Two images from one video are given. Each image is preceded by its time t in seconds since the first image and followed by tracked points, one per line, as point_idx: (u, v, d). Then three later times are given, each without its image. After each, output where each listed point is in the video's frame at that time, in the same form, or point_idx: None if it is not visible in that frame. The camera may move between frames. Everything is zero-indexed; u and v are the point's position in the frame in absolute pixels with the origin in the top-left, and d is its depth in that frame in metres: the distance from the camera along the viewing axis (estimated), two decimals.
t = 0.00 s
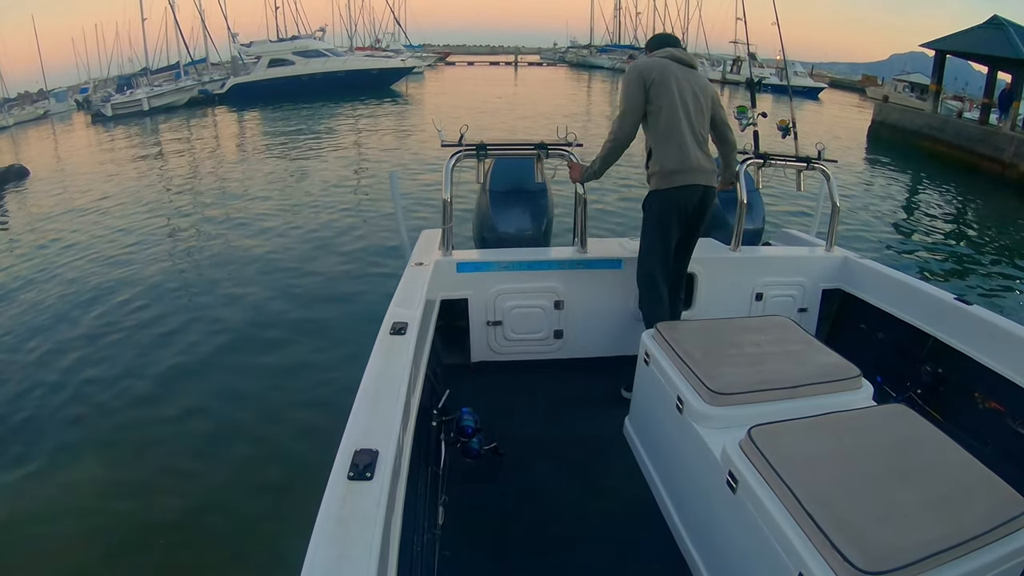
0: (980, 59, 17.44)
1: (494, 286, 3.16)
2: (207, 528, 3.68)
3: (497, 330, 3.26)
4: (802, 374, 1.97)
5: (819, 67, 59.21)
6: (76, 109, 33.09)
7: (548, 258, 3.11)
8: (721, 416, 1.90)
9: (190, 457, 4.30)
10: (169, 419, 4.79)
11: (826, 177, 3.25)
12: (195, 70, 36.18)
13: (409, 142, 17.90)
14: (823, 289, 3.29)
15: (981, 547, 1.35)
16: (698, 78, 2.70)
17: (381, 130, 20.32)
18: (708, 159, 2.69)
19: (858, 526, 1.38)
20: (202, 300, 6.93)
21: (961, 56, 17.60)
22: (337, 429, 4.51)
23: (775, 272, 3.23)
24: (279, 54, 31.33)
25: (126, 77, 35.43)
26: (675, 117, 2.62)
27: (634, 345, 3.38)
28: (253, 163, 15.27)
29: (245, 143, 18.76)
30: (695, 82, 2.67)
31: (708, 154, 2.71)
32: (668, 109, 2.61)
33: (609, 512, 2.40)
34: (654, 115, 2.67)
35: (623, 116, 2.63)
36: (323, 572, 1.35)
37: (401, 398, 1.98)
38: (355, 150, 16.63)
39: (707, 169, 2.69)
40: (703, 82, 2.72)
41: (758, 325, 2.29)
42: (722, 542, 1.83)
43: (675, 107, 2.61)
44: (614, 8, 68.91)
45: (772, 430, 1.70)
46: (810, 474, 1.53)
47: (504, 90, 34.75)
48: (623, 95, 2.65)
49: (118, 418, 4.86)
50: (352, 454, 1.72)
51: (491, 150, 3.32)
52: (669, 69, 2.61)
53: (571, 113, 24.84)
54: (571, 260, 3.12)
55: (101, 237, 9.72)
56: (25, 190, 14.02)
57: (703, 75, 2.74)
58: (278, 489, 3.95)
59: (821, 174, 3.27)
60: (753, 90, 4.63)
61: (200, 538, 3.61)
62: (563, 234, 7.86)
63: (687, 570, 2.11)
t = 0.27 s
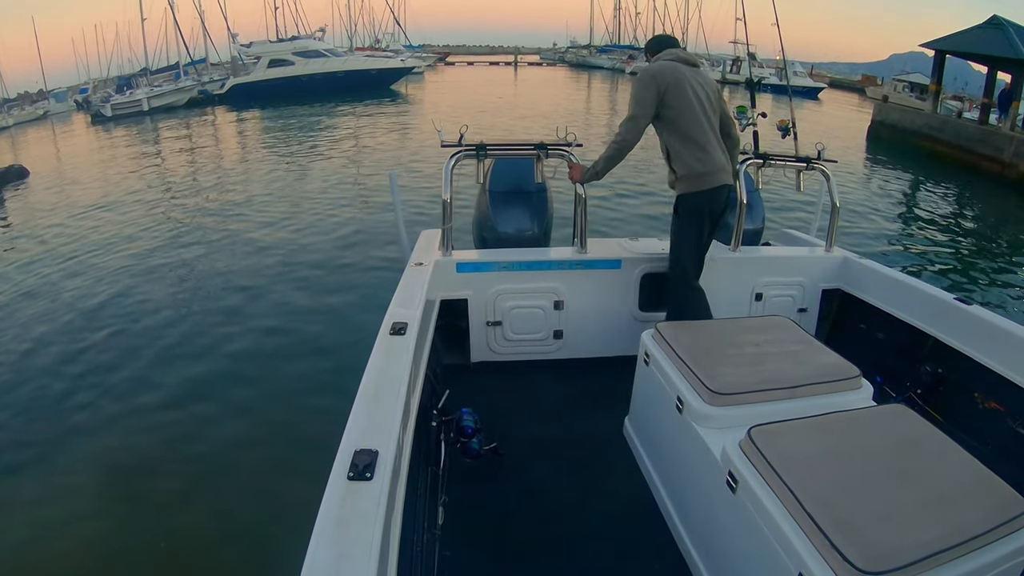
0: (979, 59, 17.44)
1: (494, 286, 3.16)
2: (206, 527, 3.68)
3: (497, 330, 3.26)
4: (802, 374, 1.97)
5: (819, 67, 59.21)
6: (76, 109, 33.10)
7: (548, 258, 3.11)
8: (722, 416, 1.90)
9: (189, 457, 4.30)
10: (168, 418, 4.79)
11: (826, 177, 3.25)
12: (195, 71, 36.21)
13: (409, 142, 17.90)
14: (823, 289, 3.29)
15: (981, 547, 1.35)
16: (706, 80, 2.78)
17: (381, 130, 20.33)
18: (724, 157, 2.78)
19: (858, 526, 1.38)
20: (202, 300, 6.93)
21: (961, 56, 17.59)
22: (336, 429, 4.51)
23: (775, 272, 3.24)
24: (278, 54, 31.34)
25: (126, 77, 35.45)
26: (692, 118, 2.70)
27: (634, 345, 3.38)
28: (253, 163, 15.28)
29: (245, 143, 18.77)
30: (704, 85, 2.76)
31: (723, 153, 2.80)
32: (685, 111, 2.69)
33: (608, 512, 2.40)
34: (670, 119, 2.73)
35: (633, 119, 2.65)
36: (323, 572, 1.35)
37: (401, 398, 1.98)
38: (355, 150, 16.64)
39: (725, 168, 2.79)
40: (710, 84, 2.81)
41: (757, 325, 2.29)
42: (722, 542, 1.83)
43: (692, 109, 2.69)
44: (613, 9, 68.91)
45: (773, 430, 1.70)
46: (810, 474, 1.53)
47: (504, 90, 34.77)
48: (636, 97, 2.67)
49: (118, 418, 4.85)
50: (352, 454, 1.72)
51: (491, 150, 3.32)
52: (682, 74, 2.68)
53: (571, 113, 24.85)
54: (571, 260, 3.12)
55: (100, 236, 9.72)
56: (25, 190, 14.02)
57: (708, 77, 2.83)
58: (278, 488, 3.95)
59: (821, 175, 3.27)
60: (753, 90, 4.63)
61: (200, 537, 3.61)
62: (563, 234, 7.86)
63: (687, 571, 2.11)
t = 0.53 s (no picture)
0: (980, 59, 17.43)
1: (495, 286, 3.16)
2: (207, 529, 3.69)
3: (497, 330, 3.26)
4: (802, 374, 1.97)
5: (819, 67, 59.16)
6: (77, 109, 33.10)
7: (548, 258, 3.12)
8: (721, 415, 1.90)
9: (190, 458, 4.31)
10: (168, 418, 4.79)
11: (826, 177, 3.25)
12: (195, 70, 36.21)
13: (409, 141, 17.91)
14: (823, 290, 3.29)
15: (981, 547, 1.35)
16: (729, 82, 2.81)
17: (381, 130, 20.33)
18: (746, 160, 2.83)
19: (858, 526, 1.38)
20: (202, 300, 6.92)
21: (960, 56, 17.59)
22: (336, 429, 4.51)
23: (775, 272, 3.23)
24: (279, 54, 31.33)
25: (126, 77, 35.43)
26: (719, 121, 2.72)
27: (634, 345, 3.38)
28: (254, 163, 15.27)
29: (245, 143, 18.78)
30: (727, 87, 2.78)
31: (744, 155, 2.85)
32: (712, 113, 2.70)
33: (608, 512, 2.40)
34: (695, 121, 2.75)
35: (649, 116, 2.68)
36: (324, 573, 1.34)
37: (401, 398, 1.98)
38: (355, 150, 16.64)
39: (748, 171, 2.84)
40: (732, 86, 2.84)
41: (757, 325, 2.29)
42: (723, 542, 1.83)
43: (719, 111, 2.72)
44: (614, 9, 68.90)
45: (773, 429, 1.70)
46: (811, 475, 1.53)
47: (504, 90, 34.77)
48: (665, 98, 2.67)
49: (118, 418, 4.86)
50: (352, 454, 1.72)
51: (491, 150, 3.32)
52: (710, 74, 2.69)
53: (571, 112, 24.85)
54: (571, 260, 3.13)
55: (101, 236, 9.72)
56: (25, 190, 14.01)
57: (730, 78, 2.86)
58: (278, 490, 3.96)
59: (821, 174, 3.27)
60: (753, 90, 4.61)
61: (201, 539, 3.62)
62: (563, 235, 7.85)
63: (687, 571, 2.11)
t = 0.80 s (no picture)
0: (980, 59, 17.41)
1: (494, 286, 3.16)
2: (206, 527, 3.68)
3: (497, 330, 3.26)
4: (802, 373, 1.97)
5: (819, 66, 59.13)
6: (77, 109, 33.10)
7: (548, 258, 3.12)
8: (722, 416, 1.90)
9: (189, 457, 4.31)
10: (168, 417, 4.79)
11: (826, 177, 3.25)
12: (195, 70, 36.19)
13: (409, 141, 17.92)
14: (823, 289, 3.29)
15: (981, 547, 1.35)
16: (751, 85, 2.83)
17: (381, 130, 20.33)
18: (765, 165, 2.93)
19: (858, 526, 1.38)
20: (202, 300, 6.92)
21: (961, 56, 17.59)
22: (336, 430, 4.50)
23: (775, 271, 3.23)
24: (278, 54, 31.33)
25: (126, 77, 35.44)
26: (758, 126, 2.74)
27: (634, 345, 3.38)
28: (253, 163, 15.26)
29: (245, 142, 18.79)
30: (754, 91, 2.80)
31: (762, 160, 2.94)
32: (754, 118, 2.71)
33: (608, 512, 2.40)
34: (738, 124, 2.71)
35: (714, 121, 2.60)
36: (324, 572, 1.35)
37: (401, 398, 1.98)
38: (355, 150, 16.65)
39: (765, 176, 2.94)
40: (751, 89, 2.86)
41: (758, 325, 2.29)
42: (723, 542, 1.83)
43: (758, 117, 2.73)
44: (614, 8, 68.90)
45: (772, 430, 1.70)
46: (811, 475, 1.53)
47: (504, 90, 34.76)
48: (720, 109, 2.60)
49: (117, 417, 4.86)
50: (352, 454, 1.72)
51: (491, 149, 3.32)
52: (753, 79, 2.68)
53: (571, 112, 24.85)
54: (571, 260, 3.13)
55: (101, 236, 9.73)
56: (25, 190, 14.01)
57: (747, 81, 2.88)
58: (278, 489, 3.95)
59: (820, 174, 3.27)
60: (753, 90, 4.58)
61: (200, 537, 3.61)
62: (563, 234, 7.84)
63: (687, 571, 2.11)
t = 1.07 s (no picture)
0: (980, 59, 17.41)
1: (494, 286, 3.16)
2: (207, 527, 3.69)
3: (497, 330, 3.26)
4: (803, 374, 1.97)
5: (818, 66, 59.10)
6: (77, 109, 33.11)
7: (548, 258, 3.12)
8: (722, 416, 1.90)
9: (190, 457, 4.31)
10: (167, 417, 4.79)
11: (827, 176, 3.24)
12: (195, 70, 36.19)
13: (409, 141, 17.93)
14: (823, 289, 3.29)
15: (981, 546, 1.35)
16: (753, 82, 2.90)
17: (381, 130, 20.35)
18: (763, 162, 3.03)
19: (858, 526, 1.38)
20: (201, 300, 6.91)
21: (961, 56, 17.58)
22: (335, 430, 4.50)
23: (776, 271, 3.23)
24: (278, 54, 31.34)
25: (126, 77, 35.46)
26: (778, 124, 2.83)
27: (634, 345, 3.38)
28: (254, 163, 15.26)
29: (245, 142, 18.80)
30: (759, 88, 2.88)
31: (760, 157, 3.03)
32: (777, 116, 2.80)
33: (608, 512, 2.40)
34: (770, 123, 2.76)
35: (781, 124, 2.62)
36: (323, 573, 1.35)
37: (401, 398, 1.98)
38: (355, 150, 16.66)
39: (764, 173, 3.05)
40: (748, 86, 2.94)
41: (759, 325, 2.29)
42: (723, 542, 1.83)
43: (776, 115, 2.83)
44: (614, 9, 68.90)
45: (774, 430, 1.70)
46: (811, 475, 1.53)
47: (504, 90, 34.77)
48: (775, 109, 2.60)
49: (117, 417, 4.86)
50: (352, 454, 1.72)
51: (491, 150, 3.32)
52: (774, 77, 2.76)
53: (571, 112, 24.86)
54: (571, 260, 3.13)
55: (101, 236, 9.74)
56: (25, 191, 14.00)
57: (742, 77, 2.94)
58: (277, 489, 3.95)
59: (821, 175, 3.26)
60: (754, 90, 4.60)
61: (199, 538, 3.61)
62: (563, 234, 7.84)
63: (687, 571, 2.11)
